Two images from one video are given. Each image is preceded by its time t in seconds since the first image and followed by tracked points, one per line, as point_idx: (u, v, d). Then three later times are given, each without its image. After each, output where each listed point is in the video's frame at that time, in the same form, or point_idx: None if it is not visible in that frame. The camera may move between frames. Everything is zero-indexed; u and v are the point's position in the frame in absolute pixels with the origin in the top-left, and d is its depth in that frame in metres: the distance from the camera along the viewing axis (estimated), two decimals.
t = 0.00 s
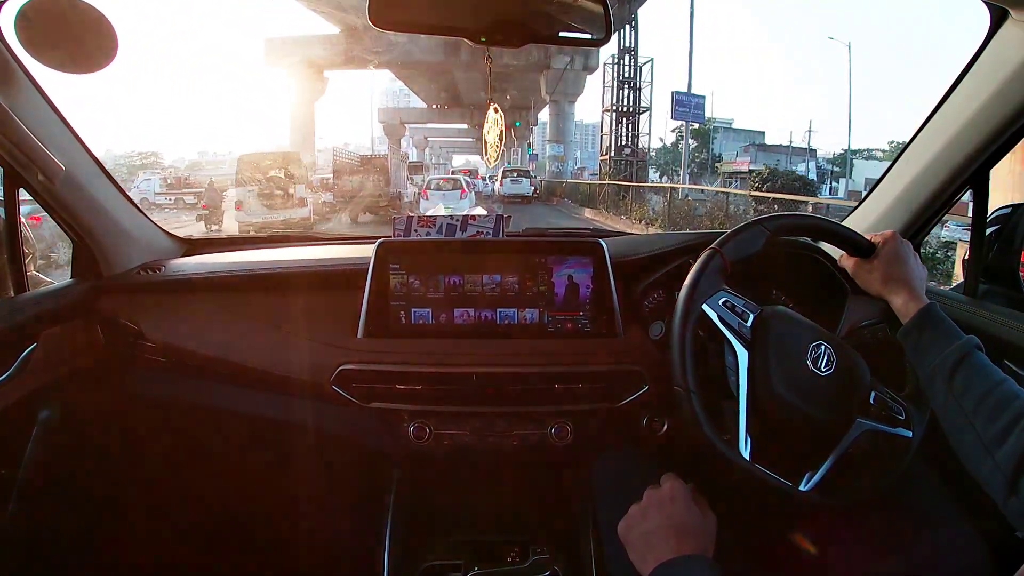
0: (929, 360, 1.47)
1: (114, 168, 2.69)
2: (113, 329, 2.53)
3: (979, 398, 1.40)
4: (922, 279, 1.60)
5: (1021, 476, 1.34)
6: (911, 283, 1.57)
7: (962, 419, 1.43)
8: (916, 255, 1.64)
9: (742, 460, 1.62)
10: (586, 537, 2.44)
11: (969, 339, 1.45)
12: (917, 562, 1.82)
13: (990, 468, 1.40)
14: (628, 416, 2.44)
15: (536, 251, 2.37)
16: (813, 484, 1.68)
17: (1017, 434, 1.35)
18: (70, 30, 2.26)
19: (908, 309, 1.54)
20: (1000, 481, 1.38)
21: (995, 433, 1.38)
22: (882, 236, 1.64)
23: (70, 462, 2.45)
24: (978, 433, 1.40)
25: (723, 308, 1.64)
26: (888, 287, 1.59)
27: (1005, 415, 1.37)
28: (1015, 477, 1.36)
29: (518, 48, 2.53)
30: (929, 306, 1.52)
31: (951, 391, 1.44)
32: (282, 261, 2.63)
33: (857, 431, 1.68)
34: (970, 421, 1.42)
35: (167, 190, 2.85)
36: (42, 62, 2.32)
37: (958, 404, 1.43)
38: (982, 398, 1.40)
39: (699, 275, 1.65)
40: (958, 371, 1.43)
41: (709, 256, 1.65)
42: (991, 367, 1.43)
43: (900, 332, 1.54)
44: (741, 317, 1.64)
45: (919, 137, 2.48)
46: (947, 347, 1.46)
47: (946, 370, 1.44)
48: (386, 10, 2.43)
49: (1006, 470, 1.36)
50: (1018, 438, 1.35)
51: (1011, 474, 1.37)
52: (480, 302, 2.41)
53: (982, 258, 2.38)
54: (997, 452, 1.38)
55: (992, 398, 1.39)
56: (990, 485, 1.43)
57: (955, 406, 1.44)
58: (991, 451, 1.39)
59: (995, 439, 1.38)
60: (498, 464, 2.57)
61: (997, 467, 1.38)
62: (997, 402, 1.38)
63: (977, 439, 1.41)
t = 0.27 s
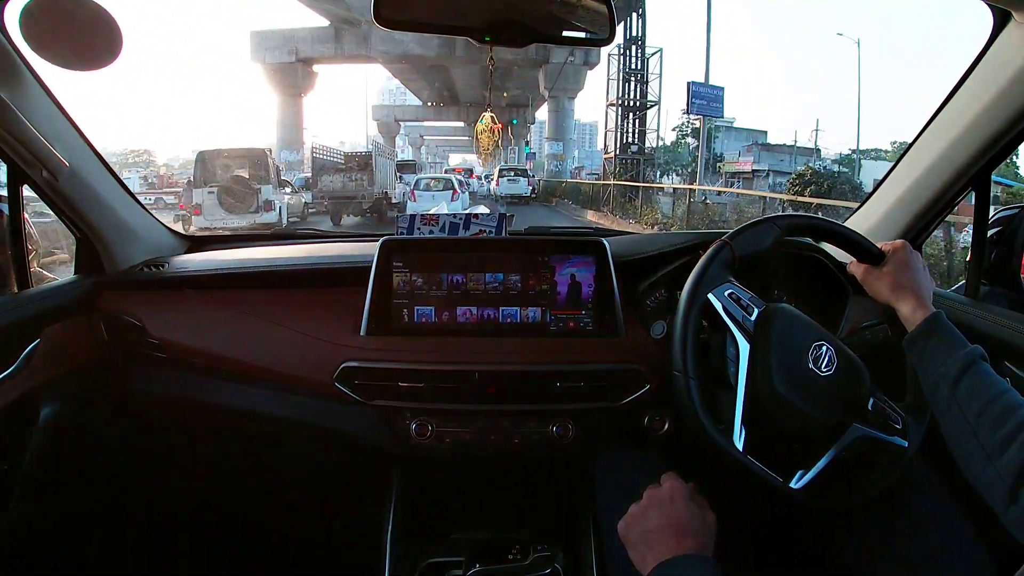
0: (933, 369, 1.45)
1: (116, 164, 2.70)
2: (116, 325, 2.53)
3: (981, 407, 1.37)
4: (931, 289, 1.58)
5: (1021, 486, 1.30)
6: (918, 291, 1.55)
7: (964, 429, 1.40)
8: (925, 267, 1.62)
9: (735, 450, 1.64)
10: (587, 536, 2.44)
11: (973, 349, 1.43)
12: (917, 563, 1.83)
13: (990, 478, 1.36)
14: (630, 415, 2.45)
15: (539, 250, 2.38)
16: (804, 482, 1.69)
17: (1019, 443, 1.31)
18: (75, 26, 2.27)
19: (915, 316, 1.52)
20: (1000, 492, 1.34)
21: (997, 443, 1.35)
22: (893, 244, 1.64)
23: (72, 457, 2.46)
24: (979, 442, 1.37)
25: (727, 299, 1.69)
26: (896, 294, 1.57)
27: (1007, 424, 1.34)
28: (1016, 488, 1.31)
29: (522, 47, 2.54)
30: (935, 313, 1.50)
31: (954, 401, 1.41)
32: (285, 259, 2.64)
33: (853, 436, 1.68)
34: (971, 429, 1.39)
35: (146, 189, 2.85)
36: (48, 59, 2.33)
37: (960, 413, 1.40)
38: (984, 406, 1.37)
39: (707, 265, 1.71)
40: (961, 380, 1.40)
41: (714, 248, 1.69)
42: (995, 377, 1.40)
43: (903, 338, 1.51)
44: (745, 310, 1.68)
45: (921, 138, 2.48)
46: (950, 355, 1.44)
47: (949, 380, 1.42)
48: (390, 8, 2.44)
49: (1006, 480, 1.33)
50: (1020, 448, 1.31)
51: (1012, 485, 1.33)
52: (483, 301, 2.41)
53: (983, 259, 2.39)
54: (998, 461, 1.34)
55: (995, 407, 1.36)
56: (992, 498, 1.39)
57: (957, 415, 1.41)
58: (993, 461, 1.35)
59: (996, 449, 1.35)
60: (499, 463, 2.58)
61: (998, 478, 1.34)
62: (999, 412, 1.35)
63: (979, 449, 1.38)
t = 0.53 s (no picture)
0: (949, 388, 1.47)
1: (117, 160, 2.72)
2: (119, 322, 2.54)
3: (994, 427, 1.39)
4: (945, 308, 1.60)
5: None
6: (936, 309, 1.57)
7: (977, 447, 1.41)
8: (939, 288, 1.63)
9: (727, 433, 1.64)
10: (589, 535, 2.45)
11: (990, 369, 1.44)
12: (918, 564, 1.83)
13: (999, 499, 1.37)
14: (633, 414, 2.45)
15: (542, 249, 2.37)
16: (791, 477, 1.68)
17: None
18: (80, 24, 2.27)
19: (930, 334, 1.54)
20: (1008, 512, 1.35)
21: (1009, 463, 1.35)
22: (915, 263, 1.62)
23: (75, 454, 2.47)
24: (991, 461, 1.38)
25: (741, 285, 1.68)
26: (912, 310, 1.58)
27: (1019, 444, 1.34)
28: None
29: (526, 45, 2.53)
30: (951, 333, 1.52)
31: (967, 419, 1.43)
32: (288, 256, 2.64)
33: (845, 442, 1.70)
34: (983, 449, 1.40)
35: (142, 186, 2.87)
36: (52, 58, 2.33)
37: (973, 432, 1.41)
38: (997, 427, 1.38)
39: (725, 249, 1.69)
40: (975, 399, 1.42)
41: (734, 232, 1.66)
42: (1011, 399, 1.41)
43: (918, 355, 1.54)
44: (755, 299, 1.68)
45: (927, 138, 2.47)
46: (965, 375, 1.45)
47: (964, 398, 1.44)
48: (395, 5, 2.43)
49: (1014, 502, 1.33)
50: None
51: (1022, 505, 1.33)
52: (486, 299, 2.41)
53: (987, 259, 2.39)
54: (1008, 482, 1.35)
55: (1007, 428, 1.37)
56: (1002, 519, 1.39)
57: (970, 434, 1.42)
58: (1004, 481, 1.36)
59: (1006, 469, 1.36)
60: (501, 461, 2.58)
61: (1008, 498, 1.35)
62: (1013, 432, 1.36)
63: (990, 468, 1.39)
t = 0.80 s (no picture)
0: (952, 397, 1.47)
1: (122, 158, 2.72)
2: (122, 317, 2.54)
3: (996, 438, 1.37)
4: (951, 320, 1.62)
5: None
6: (944, 319, 1.59)
7: (980, 458, 1.39)
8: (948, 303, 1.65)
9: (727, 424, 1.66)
10: (591, 534, 2.45)
11: (995, 380, 1.43)
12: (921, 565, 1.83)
13: (998, 510, 1.34)
14: (635, 414, 2.45)
15: (546, 248, 2.37)
16: (788, 476, 1.66)
17: None
18: (86, 20, 2.28)
19: (937, 341, 1.55)
20: (1007, 524, 1.32)
21: (1013, 473, 1.33)
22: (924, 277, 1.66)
23: (77, 449, 2.47)
24: (994, 472, 1.36)
25: (750, 280, 1.73)
26: (920, 318, 1.60)
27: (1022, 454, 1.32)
28: None
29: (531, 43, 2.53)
30: (957, 343, 1.53)
31: (971, 429, 1.42)
32: (292, 253, 2.64)
33: (845, 445, 1.67)
34: (985, 459, 1.38)
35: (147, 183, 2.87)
36: (59, 54, 2.33)
37: (976, 442, 1.40)
38: (1000, 437, 1.37)
39: (736, 242, 1.74)
40: (979, 408, 1.41)
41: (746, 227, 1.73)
42: (1014, 411, 1.40)
43: (924, 365, 1.55)
44: (762, 295, 1.72)
45: (932, 141, 2.47)
46: (970, 386, 1.45)
47: (968, 408, 1.43)
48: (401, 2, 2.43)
49: (1013, 513, 1.31)
50: None
51: None
52: (489, 298, 2.41)
53: (992, 261, 2.39)
54: (1008, 493, 1.33)
55: (1009, 438, 1.35)
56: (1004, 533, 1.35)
57: (974, 444, 1.41)
58: (1006, 492, 1.33)
59: (1006, 480, 1.34)
60: (503, 460, 2.58)
61: (1011, 508, 1.31)
62: (1016, 441, 1.34)
63: (993, 479, 1.36)
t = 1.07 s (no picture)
0: (955, 405, 1.47)
1: (124, 158, 2.71)
2: (123, 317, 2.54)
3: (1002, 451, 1.40)
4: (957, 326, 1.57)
5: None
6: (950, 327, 1.54)
7: (982, 468, 1.43)
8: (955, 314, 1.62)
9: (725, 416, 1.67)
10: (592, 534, 2.45)
11: (997, 388, 1.45)
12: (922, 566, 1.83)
13: (1002, 523, 1.39)
14: (636, 414, 2.45)
15: (547, 248, 2.37)
16: (782, 472, 1.66)
17: None
18: (87, 20, 2.28)
19: (942, 350, 1.51)
20: (1011, 537, 1.37)
21: (1015, 486, 1.37)
22: (932, 286, 1.62)
23: (78, 449, 2.47)
24: (998, 483, 1.40)
25: (755, 276, 1.74)
26: (925, 325, 1.55)
27: None
28: None
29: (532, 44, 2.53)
30: (963, 351, 1.50)
31: (973, 439, 1.44)
32: (293, 254, 2.63)
33: (840, 448, 1.67)
34: (989, 471, 1.41)
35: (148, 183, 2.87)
36: (60, 55, 2.33)
37: (979, 453, 1.43)
38: (1005, 450, 1.40)
39: (744, 238, 1.74)
40: (983, 419, 1.42)
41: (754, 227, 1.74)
42: (1015, 419, 1.43)
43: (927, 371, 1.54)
44: (766, 292, 1.73)
45: (934, 142, 2.46)
46: (974, 395, 1.45)
47: (971, 417, 1.44)
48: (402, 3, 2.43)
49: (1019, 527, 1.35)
50: None
51: None
52: (490, 298, 2.40)
53: (993, 262, 2.38)
54: (1013, 506, 1.37)
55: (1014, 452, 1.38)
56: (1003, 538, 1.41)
57: (976, 454, 1.43)
58: (1009, 503, 1.38)
59: (1012, 494, 1.38)
60: (503, 460, 2.58)
61: (1014, 521, 1.36)
62: (1019, 455, 1.38)
63: (996, 490, 1.40)
